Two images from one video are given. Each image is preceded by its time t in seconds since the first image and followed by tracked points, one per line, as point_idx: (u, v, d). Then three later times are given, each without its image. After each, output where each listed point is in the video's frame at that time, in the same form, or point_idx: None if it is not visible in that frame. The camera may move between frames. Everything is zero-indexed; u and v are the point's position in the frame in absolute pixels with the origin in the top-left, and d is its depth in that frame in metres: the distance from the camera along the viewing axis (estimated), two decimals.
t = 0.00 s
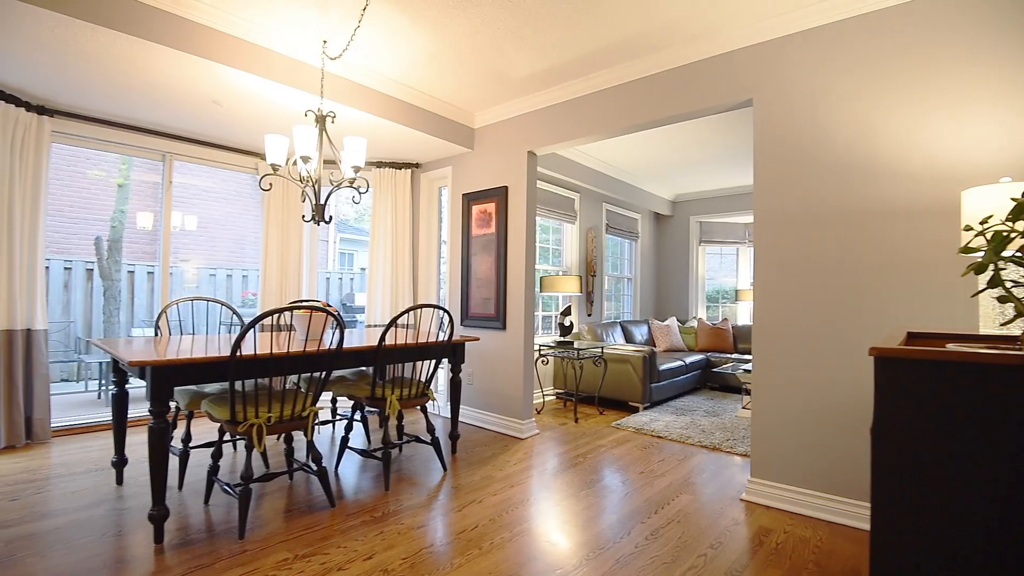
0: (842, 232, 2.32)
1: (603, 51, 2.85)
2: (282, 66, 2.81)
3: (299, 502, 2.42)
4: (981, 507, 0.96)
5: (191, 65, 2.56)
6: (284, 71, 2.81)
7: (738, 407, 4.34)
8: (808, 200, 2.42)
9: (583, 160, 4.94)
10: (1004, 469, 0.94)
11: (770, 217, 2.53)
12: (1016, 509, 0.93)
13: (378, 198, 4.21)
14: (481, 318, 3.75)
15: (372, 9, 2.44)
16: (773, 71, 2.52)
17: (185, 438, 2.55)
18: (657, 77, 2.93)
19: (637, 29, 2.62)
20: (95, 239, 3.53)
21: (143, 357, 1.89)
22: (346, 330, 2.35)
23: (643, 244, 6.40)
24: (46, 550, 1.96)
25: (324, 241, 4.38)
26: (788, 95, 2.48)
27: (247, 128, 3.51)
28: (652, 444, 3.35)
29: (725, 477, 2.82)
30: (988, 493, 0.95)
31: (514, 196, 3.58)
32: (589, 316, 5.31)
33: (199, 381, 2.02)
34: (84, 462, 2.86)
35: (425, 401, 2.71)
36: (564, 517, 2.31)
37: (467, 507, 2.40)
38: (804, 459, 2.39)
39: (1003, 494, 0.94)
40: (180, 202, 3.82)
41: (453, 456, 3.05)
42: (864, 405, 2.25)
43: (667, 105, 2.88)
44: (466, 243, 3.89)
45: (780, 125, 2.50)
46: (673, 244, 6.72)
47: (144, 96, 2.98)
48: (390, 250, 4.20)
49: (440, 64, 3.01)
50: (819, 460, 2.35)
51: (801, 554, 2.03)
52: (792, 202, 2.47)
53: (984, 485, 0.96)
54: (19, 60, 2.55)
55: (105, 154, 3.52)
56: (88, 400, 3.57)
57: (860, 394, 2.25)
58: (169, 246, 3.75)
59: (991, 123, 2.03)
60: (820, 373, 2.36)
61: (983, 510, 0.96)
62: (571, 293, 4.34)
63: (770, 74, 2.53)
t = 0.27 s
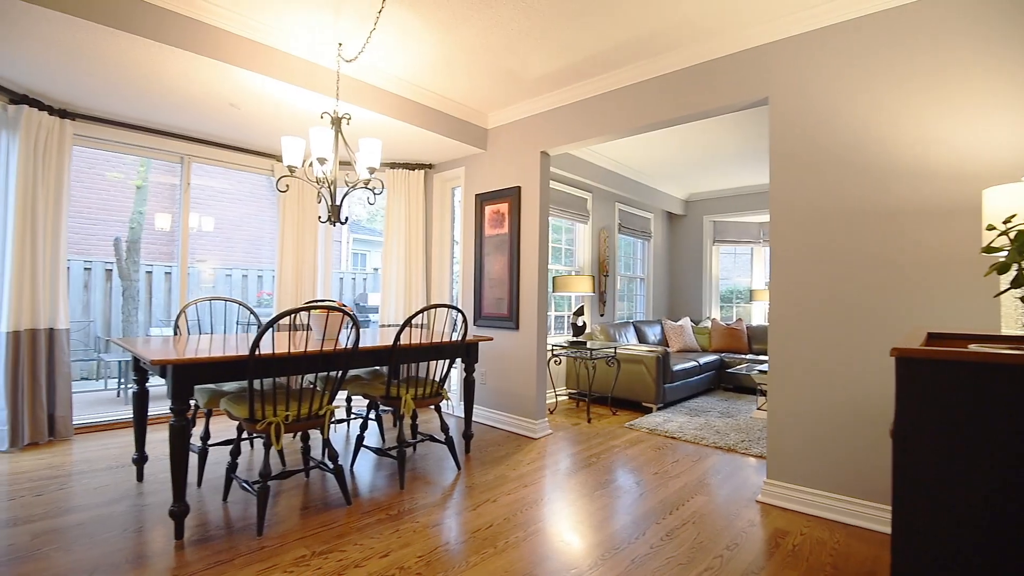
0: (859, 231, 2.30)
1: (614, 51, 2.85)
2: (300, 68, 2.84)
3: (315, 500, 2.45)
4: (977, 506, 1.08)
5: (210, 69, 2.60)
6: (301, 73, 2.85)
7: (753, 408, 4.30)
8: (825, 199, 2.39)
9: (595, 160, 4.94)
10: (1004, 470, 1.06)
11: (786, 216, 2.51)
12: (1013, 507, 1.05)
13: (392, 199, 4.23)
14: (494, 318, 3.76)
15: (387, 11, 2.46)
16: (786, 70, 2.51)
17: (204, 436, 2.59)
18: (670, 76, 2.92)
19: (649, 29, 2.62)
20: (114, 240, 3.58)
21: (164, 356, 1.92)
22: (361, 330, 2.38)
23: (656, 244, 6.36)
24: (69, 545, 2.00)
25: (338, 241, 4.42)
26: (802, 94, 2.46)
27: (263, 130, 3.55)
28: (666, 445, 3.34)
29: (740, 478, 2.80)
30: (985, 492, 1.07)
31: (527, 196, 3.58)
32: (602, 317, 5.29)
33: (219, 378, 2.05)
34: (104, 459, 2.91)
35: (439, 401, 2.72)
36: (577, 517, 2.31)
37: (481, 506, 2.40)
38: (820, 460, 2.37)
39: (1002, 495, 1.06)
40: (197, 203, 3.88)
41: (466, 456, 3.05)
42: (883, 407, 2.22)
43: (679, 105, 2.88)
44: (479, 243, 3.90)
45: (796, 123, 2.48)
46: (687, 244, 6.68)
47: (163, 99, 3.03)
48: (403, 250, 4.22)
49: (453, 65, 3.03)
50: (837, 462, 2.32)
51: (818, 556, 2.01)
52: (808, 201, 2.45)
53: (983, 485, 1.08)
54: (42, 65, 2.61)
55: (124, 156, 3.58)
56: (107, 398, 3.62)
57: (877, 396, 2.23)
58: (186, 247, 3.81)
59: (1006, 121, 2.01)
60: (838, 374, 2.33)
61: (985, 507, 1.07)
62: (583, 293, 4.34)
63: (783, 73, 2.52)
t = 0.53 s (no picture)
0: (878, 231, 2.27)
1: (628, 50, 2.84)
2: (316, 71, 2.87)
3: (331, 498, 2.47)
4: (978, 506, 1.11)
5: (228, 72, 2.64)
6: (317, 76, 2.87)
7: (769, 409, 4.26)
8: (844, 197, 2.36)
9: (607, 160, 4.93)
10: (1004, 470, 1.09)
11: (802, 215, 2.49)
12: (1013, 507, 1.08)
13: (405, 200, 4.26)
14: (507, 318, 3.76)
15: (403, 13, 2.48)
16: (803, 68, 2.49)
17: (222, 434, 2.63)
18: (685, 75, 2.91)
19: (663, 29, 2.61)
20: (132, 240, 3.64)
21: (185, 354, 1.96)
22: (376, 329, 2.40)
23: (669, 244, 6.33)
24: (92, 540, 2.04)
25: (351, 242, 4.45)
26: (819, 93, 2.44)
27: (278, 131, 3.59)
28: (680, 446, 3.32)
29: (755, 480, 2.78)
30: (986, 493, 1.11)
31: (540, 196, 3.59)
32: (614, 317, 5.28)
33: (238, 378, 2.08)
34: (125, 456, 2.97)
35: (453, 400, 2.74)
36: (591, 518, 2.31)
37: (495, 505, 2.41)
38: (838, 462, 2.35)
39: (1003, 496, 1.09)
40: (213, 204, 3.93)
41: (479, 455, 3.06)
42: (903, 409, 2.19)
43: (694, 104, 2.87)
44: (491, 243, 3.92)
45: (813, 122, 2.46)
46: (700, 243, 6.63)
47: (181, 102, 3.08)
48: (416, 251, 4.24)
49: (466, 66, 3.04)
50: (855, 464, 2.29)
51: (835, 558, 1.99)
52: (825, 200, 2.42)
53: (985, 484, 1.11)
54: (65, 70, 2.67)
55: (142, 158, 3.64)
56: (126, 396, 3.68)
57: (897, 397, 2.20)
58: (203, 248, 3.86)
59: None
60: (856, 375, 2.30)
61: (986, 507, 1.10)
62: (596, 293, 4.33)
63: (800, 71, 2.50)
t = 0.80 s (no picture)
0: (898, 230, 2.24)
1: (641, 50, 2.83)
2: (331, 73, 2.90)
3: (345, 496, 2.49)
4: (977, 505, 1.13)
5: (244, 75, 2.68)
6: (332, 78, 2.90)
7: (784, 410, 4.22)
8: (861, 196, 2.33)
9: (619, 160, 4.91)
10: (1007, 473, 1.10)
11: (819, 214, 2.46)
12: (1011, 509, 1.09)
13: (418, 200, 4.28)
14: (520, 318, 3.77)
15: (417, 15, 2.49)
16: (820, 67, 2.46)
17: (239, 432, 2.66)
18: (698, 74, 2.90)
19: (676, 28, 2.60)
20: (149, 241, 3.70)
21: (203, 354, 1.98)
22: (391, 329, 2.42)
23: (682, 243, 6.30)
24: (113, 536, 2.08)
25: (364, 242, 4.48)
26: (837, 91, 2.41)
27: (293, 133, 3.62)
28: (693, 447, 3.31)
29: (769, 481, 2.75)
30: (986, 493, 1.12)
31: (552, 197, 3.58)
32: (626, 317, 5.26)
33: (255, 377, 2.11)
34: (143, 454, 3.01)
35: (466, 400, 2.75)
36: (604, 518, 2.30)
37: (509, 504, 2.41)
38: (856, 464, 2.32)
39: (1003, 497, 1.10)
40: (228, 206, 3.98)
41: (492, 455, 3.07)
42: (924, 411, 2.16)
43: (708, 103, 2.85)
44: (504, 243, 3.92)
45: (829, 120, 2.43)
46: (713, 243, 6.59)
47: (197, 105, 3.12)
48: (429, 251, 4.26)
49: (478, 67, 3.05)
50: (873, 466, 2.27)
51: (852, 560, 1.97)
52: (843, 200, 2.39)
53: (986, 484, 1.12)
54: (86, 74, 2.72)
55: (158, 160, 3.69)
56: (143, 395, 3.74)
57: (917, 399, 2.17)
58: (218, 248, 3.91)
59: None
60: (874, 376, 2.28)
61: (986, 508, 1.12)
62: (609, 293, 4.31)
63: (817, 69, 2.47)
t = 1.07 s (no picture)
0: (918, 230, 2.20)
1: (654, 49, 2.82)
2: (345, 76, 2.92)
3: (360, 494, 2.51)
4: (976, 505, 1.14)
5: (261, 78, 2.71)
6: (346, 80, 2.92)
7: (798, 412, 4.18)
8: (880, 194, 2.30)
9: (631, 159, 4.90)
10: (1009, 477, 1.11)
11: (836, 212, 2.43)
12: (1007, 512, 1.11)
13: (431, 201, 4.30)
14: (532, 318, 3.77)
15: (431, 17, 2.50)
16: (836, 65, 2.44)
17: (256, 430, 2.70)
18: (712, 73, 2.88)
19: (690, 27, 2.59)
20: (166, 242, 3.75)
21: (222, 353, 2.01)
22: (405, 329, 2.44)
23: (694, 243, 6.26)
24: (133, 532, 2.11)
25: (376, 242, 4.52)
26: (854, 89, 2.38)
27: (307, 135, 3.66)
28: (707, 448, 3.29)
29: (784, 483, 2.73)
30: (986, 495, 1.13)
31: (565, 197, 3.58)
32: (638, 317, 5.24)
33: (273, 375, 2.13)
34: (161, 451, 3.06)
35: (479, 400, 2.76)
36: (618, 519, 2.30)
37: (523, 504, 2.42)
38: (874, 466, 2.29)
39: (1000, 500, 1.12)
40: (243, 207, 4.03)
41: (505, 454, 3.07)
42: (944, 413, 2.12)
43: (723, 102, 2.83)
44: (516, 244, 3.93)
45: (846, 118, 2.40)
46: (726, 243, 6.55)
47: (213, 108, 3.16)
48: (441, 251, 4.28)
49: (491, 68, 3.06)
50: (891, 468, 2.24)
51: (869, 563, 1.95)
52: (860, 199, 2.36)
53: (988, 487, 1.13)
54: (106, 77, 2.76)
55: (175, 162, 3.74)
56: (160, 393, 3.78)
57: (937, 401, 2.13)
58: (233, 249, 3.96)
59: None
60: (893, 377, 2.25)
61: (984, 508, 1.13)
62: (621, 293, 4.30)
63: (834, 67, 2.44)
